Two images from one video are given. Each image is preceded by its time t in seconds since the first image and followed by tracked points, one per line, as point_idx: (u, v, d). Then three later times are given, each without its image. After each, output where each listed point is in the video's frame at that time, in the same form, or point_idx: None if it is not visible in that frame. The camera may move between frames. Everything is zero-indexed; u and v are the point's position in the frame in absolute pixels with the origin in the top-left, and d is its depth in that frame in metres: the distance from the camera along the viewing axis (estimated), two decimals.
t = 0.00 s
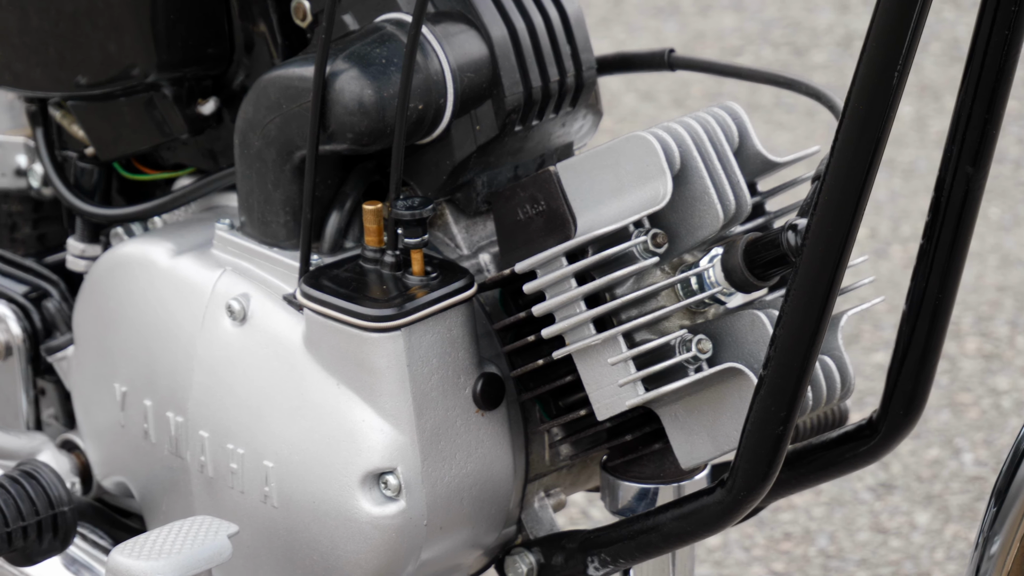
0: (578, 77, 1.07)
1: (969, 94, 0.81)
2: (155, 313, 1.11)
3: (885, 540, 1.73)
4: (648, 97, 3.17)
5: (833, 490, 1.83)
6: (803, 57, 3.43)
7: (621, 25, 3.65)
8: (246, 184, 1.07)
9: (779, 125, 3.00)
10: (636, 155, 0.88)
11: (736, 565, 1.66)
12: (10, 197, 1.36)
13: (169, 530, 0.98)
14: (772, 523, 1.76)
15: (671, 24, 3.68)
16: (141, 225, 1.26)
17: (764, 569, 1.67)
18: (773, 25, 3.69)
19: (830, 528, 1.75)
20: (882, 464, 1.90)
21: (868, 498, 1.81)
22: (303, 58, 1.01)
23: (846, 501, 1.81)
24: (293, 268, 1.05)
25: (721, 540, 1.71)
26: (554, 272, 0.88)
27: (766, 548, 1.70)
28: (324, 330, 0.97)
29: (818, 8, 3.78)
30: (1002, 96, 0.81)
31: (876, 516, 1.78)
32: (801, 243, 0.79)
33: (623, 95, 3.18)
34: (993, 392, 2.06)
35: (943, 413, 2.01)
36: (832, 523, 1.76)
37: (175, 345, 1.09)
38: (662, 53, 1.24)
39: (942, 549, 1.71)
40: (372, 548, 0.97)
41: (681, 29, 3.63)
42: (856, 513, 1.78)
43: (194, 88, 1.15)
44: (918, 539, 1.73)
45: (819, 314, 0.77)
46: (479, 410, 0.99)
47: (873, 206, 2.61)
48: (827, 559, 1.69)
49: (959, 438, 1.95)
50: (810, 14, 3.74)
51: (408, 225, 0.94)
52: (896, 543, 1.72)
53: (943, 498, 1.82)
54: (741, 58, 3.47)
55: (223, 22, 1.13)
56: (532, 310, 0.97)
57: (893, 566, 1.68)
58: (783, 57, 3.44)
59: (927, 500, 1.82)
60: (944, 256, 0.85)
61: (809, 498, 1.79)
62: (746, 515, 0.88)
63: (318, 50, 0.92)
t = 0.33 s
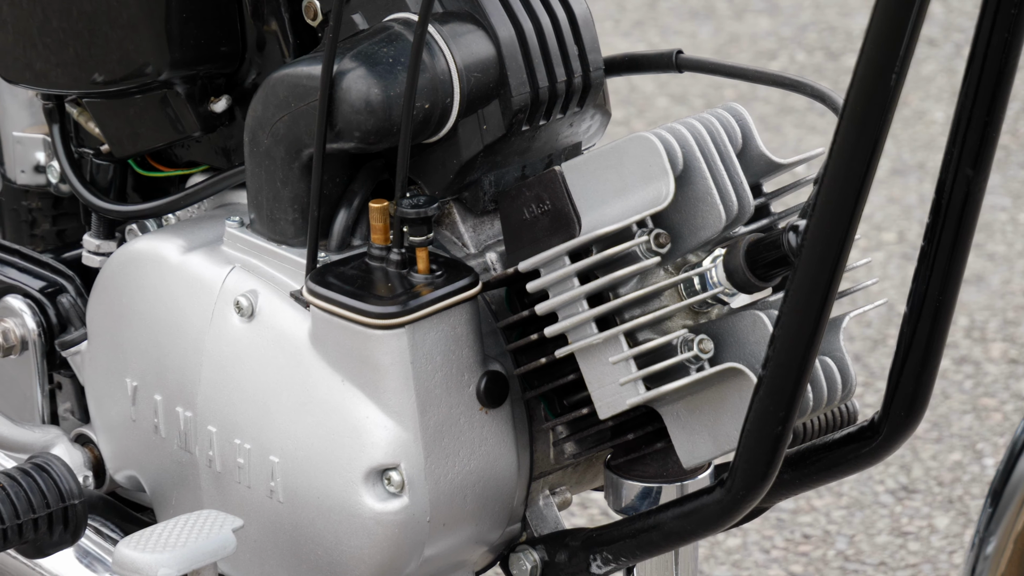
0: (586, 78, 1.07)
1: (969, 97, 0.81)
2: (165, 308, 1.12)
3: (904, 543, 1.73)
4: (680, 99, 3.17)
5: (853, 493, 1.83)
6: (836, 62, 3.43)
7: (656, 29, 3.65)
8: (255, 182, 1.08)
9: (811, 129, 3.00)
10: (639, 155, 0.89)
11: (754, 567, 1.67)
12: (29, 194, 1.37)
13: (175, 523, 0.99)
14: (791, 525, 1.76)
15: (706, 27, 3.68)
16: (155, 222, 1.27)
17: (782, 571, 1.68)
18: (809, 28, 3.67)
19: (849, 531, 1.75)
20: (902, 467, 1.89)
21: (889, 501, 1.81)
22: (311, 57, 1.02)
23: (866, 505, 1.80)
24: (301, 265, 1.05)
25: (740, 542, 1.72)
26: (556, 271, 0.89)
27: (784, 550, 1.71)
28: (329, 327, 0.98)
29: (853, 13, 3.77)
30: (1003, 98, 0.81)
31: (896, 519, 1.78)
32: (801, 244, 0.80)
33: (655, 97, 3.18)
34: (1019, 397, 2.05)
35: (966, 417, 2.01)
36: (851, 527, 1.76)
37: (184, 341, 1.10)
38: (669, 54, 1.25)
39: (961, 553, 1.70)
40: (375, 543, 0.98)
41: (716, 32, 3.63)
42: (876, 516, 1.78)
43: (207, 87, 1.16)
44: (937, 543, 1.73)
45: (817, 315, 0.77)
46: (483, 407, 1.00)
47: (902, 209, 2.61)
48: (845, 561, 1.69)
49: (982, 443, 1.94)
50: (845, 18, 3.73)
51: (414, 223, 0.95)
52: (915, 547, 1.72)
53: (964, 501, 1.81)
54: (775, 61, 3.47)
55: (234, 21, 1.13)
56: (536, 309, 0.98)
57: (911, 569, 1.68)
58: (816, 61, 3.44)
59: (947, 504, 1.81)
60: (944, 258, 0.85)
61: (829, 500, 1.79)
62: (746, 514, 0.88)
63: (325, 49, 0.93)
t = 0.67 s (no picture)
0: (592, 78, 1.08)
1: (968, 98, 0.82)
2: (174, 304, 1.13)
3: (926, 545, 1.73)
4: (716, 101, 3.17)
5: (877, 495, 1.83)
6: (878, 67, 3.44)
7: (694, 33, 3.66)
8: (264, 179, 1.09)
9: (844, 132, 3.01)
10: (641, 154, 0.89)
11: (776, 568, 1.68)
12: (48, 190, 1.39)
13: (180, 517, 1.00)
14: (814, 526, 1.76)
15: (745, 31, 3.69)
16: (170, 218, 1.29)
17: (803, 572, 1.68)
18: (848, 34, 3.66)
19: (871, 532, 1.75)
20: (927, 470, 1.89)
21: (913, 503, 1.82)
22: (319, 56, 1.02)
23: (889, 507, 1.81)
24: (308, 261, 1.06)
25: (763, 543, 1.73)
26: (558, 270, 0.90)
27: (807, 551, 1.71)
28: (334, 323, 0.99)
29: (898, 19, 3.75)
30: (1000, 99, 0.81)
31: (919, 521, 1.78)
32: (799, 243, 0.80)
33: (693, 100, 3.17)
34: None
35: (993, 421, 2.00)
36: (874, 528, 1.76)
37: (193, 336, 1.11)
38: (676, 55, 1.25)
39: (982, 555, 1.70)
40: (378, 538, 0.99)
41: (756, 37, 3.63)
42: (899, 518, 1.78)
43: (219, 85, 1.17)
44: (959, 545, 1.72)
45: (815, 314, 0.78)
46: (487, 404, 1.01)
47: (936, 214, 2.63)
48: (867, 563, 1.69)
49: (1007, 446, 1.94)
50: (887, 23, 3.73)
51: (419, 221, 0.96)
52: (937, 549, 1.72)
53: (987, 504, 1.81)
54: (814, 65, 3.46)
55: (246, 20, 1.15)
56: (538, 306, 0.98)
57: (933, 571, 1.68)
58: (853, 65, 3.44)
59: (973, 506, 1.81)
60: (944, 259, 0.85)
61: (852, 502, 1.79)
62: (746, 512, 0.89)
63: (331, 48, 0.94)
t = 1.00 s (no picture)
0: (599, 76, 1.08)
1: (966, 98, 0.82)
2: (184, 298, 1.14)
3: (947, 546, 1.73)
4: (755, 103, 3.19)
5: (899, 496, 1.83)
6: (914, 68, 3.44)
7: (735, 33, 3.67)
8: (273, 175, 1.10)
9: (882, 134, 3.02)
10: (643, 153, 0.90)
11: (795, 568, 1.68)
12: (67, 185, 1.40)
13: (185, 509, 1.01)
14: (835, 527, 1.77)
15: (784, 31, 3.68)
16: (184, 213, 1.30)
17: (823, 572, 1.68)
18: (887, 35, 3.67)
19: (893, 533, 1.75)
20: (950, 472, 1.89)
21: (934, 504, 1.82)
22: (327, 53, 1.03)
23: (911, 508, 1.81)
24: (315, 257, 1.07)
25: (783, 542, 1.73)
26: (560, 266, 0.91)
27: (827, 551, 1.71)
28: (338, 318, 1.00)
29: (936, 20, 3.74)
30: (998, 100, 0.81)
31: (941, 523, 1.77)
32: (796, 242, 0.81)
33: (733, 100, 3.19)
34: None
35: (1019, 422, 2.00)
36: (895, 529, 1.76)
37: (202, 329, 1.12)
38: (683, 53, 1.25)
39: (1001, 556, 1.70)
40: (380, 532, 1.00)
41: (795, 37, 3.62)
42: (920, 519, 1.78)
43: (231, 81, 1.18)
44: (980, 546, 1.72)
45: (811, 313, 0.78)
46: (489, 400, 1.01)
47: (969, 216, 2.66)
48: (887, 563, 1.69)
49: None
50: (925, 24, 3.72)
51: (423, 217, 0.97)
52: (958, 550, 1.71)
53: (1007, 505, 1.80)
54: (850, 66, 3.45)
55: (258, 18, 1.16)
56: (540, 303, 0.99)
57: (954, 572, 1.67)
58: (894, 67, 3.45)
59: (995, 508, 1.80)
60: (942, 259, 0.86)
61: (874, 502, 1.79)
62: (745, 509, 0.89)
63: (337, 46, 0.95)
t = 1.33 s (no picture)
0: (604, 74, 1.09)
1: (963, 97, 0.82)
2: (194, 291, 1.15)
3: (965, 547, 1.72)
4: (786, 104, 3.19)
5: (920, 496, 1.83)
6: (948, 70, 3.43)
7: (772, 33, 3.68)
8: (280, 170, 1.11)
9: (915, 135, 3.02)
10: (644, 150, 0.90)
11: (814, 567, 1.68)
12: (87, 180, 1.42)
13: (189, 500, 1.03)
14: (854, 527, 1.77)
15: (819, 31, 3.67)
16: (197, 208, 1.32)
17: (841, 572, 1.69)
18: (922, 36, 3.66)
19: (912, 533, 1.75)
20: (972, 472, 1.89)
21: (956, 505, 1.81)
22: (335, 50, 1.04)
23: (932, 508, 1.81)
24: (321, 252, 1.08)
25: (801, 542, 1.73)
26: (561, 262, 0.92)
27: (845, 551, 1.72)
28: (342, 313, 1.01)
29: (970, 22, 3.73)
30: (994, 99, 0.82)
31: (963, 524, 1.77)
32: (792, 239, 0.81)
33: (765, 100, 3.19)
34: None
35: None
36: (915, 529, 1.76)
37: (210, 323, 1.14)
38: (689, 52, 1.26)
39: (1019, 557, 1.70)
40: (382, 524, 1.01)
41: (830, 39, 3.62)
42: (941, 519, 1.78)
43: (242, 77, 1.19)
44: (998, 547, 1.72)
45: (806, 311, 0.79)
46: (492, 395, 1.02)
47: (999, 218, 2.66)
48: (905, 564, 1.69)
49: None
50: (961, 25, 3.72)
51: (427, 213, 0.98)
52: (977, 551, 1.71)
53: None
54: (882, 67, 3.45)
55: (269, 15, 1.17)
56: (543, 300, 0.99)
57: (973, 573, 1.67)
58: (928, 68, 3.45)
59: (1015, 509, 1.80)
60: (940, 257, 0.86)
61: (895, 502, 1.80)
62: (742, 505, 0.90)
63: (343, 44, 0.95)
